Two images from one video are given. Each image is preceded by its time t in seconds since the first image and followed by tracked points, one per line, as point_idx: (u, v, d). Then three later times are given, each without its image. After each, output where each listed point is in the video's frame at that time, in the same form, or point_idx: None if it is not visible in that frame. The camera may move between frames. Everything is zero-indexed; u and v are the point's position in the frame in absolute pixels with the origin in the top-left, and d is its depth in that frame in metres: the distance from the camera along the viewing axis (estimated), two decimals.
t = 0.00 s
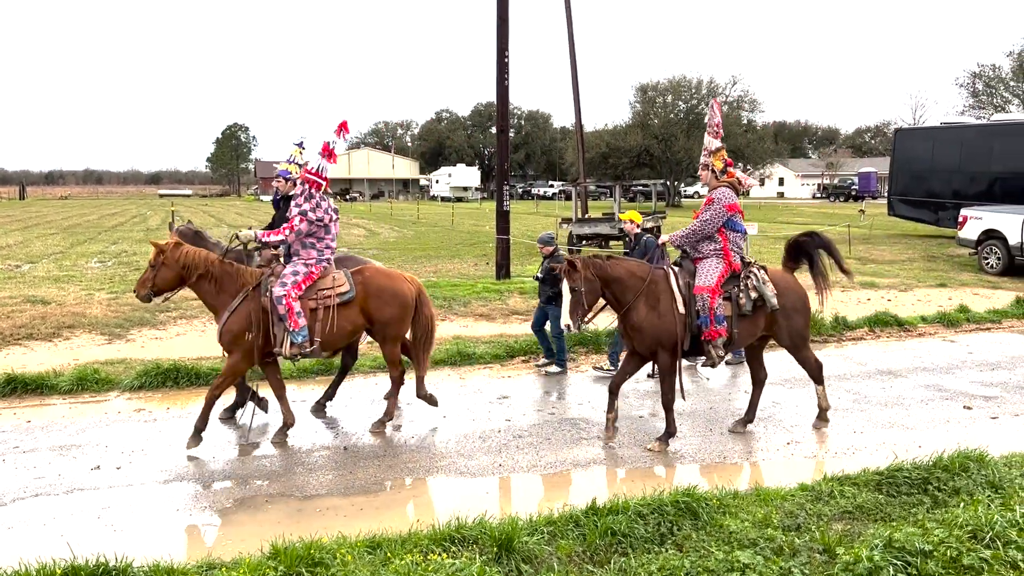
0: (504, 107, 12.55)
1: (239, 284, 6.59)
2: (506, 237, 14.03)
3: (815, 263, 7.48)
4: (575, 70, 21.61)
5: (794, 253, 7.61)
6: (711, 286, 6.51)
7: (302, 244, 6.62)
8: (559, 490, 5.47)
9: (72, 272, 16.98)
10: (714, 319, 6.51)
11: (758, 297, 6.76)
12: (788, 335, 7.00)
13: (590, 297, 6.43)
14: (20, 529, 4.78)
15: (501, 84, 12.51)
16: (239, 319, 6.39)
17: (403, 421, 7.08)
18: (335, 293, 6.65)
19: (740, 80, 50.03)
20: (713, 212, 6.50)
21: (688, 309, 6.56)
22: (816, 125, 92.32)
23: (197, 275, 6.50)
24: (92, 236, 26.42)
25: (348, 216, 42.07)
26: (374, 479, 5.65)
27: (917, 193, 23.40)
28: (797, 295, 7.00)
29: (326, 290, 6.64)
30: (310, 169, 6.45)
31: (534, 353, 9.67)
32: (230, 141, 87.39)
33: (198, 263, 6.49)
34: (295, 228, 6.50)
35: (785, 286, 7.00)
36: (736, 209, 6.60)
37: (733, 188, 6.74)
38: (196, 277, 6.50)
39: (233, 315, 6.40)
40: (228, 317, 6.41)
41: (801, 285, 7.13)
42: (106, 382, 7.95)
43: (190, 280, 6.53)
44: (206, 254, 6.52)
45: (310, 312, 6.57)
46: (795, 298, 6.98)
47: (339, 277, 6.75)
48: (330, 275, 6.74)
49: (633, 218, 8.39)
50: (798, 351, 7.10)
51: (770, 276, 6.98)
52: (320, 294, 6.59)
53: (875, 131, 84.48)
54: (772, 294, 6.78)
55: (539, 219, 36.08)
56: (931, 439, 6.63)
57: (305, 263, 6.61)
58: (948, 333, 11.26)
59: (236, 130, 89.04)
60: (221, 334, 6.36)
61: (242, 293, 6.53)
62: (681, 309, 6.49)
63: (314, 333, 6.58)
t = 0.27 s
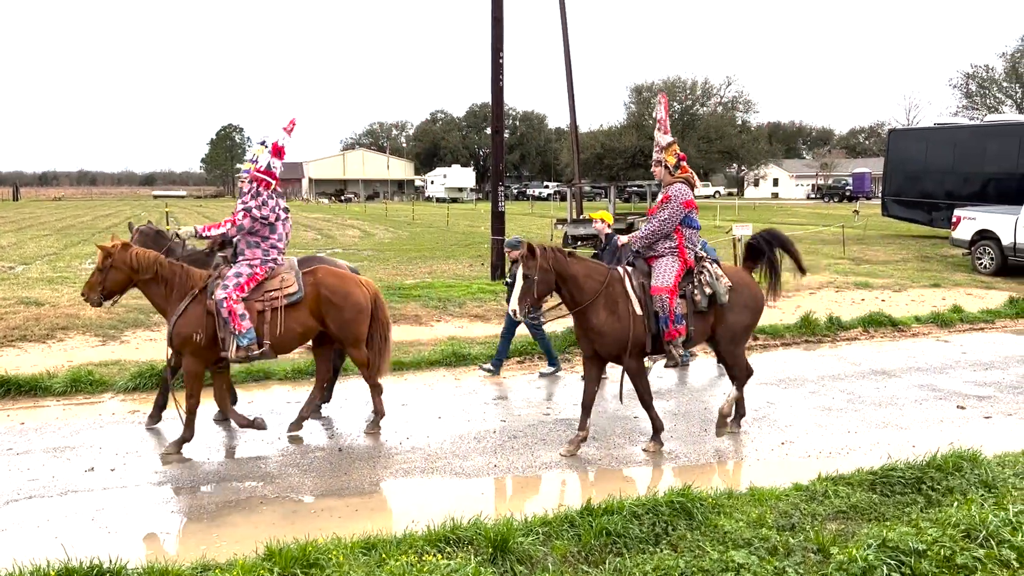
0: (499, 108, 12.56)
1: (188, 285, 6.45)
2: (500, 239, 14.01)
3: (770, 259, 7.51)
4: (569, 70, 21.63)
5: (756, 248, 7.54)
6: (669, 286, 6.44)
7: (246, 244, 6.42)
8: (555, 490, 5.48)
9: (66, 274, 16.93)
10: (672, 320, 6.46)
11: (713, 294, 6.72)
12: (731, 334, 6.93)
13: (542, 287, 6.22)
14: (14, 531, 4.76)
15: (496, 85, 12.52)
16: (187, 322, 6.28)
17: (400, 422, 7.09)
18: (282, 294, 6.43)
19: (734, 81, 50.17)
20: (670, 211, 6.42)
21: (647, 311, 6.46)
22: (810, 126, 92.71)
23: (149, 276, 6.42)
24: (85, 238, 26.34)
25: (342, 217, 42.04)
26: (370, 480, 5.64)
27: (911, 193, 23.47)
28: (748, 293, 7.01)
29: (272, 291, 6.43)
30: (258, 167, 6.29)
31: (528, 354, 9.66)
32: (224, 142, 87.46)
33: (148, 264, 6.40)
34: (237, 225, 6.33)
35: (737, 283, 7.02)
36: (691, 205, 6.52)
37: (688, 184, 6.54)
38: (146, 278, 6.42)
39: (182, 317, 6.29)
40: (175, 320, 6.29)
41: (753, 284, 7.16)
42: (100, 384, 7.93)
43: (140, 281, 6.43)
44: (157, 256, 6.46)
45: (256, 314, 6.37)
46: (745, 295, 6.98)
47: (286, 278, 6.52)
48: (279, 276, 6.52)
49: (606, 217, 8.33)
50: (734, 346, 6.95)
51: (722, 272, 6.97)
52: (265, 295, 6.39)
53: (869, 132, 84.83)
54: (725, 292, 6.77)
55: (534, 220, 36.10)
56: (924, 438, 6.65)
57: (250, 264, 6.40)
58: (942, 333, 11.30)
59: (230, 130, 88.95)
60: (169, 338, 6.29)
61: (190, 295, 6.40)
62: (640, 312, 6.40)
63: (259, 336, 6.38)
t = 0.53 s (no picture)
0: (494, 109, 12.57)
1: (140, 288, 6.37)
2: (495, 240, 14.01)
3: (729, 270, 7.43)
4: (564, 71, 21.66)
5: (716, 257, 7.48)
6: (618, 293, 6.29)
7: (198, 246, 6.34)
8: (549, 492, 5.48)
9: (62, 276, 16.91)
10: (620, 327, 6.32)
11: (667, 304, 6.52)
12: (689, 344, 6.67)
13: (485, 311, 6.26)
14: (6, 534, 4.74)
15: (491, 87, 12.52)
16: (144, 325, 6.13)
17: (396, 423, 7.09)
18: (236, 296, 6.36)
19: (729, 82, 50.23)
20: (623, 219, 6.24)
21: (593, 317, 6.35)
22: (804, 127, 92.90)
23: (95, 283, 6.32)
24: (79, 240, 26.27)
25: (337, 218, 42.00)
26: (365, 481, 5.65)
27: (905, 194, 23.54)
28: (707, 302, 6.76)
29: (226, 293, 6.36)
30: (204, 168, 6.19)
31: (523, 355, 9.66)
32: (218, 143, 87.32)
33: (94, 271, 6.31)
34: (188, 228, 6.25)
35: (693, 291, 6.79)
36: (645, 215, 6.33)
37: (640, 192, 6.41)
38: (92, 286, 6.31)
39: (138, 321, 6.14)
40: (131, 324, 6.14)
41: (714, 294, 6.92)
42: (94, 386, 7.91)
43: (85, 288, 6.33)
44: (104, 262, 6.35)
45: (210, 315, 6.29)
46: (703, 304, 6.74)
47: (239, 280, 6.45)
48: (232, 278, 6.45)
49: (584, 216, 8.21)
50: (692, 357, 6.69)
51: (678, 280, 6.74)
52: (219, 297, 6.31)
53: (864, 133, 85.08)
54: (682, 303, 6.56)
55: (529, 221, 36.12)
56: (918, 438, 6.67)
57: (202, 265, 6.32)
58: (936, 333, 11.34)
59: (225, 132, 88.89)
60: (127, 345, 6.11)
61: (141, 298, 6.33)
62: (586, 317, 6.32)
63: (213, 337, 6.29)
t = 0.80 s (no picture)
0: (489, 109, 12.56)
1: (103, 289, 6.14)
2: (490, 240, 14.01)
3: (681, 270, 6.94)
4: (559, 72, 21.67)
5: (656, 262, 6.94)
6: (564, 293, 6.12)
7: (159, 243, 6.20)
8: (544, 492, 5.48)
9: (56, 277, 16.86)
10: (569, 329, 6.16)
11: (618, 304, 6.38)
12: (646, 341, 6.68)
13: (435, 307, 6.06)
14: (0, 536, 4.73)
15: (486, 87, 12.51)
16: (110, 326, 5.99)
17: (390, 424, 7.09)
18: (197, 291, 6.27)
19: (724, 83, 50.30)
20: (576, 218, 6.07)
21: (542, 319, 6.19)
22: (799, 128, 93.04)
23: (55, 289, 5.98)
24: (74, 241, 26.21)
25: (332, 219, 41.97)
26: (360, 482, 5.65)
27: (900, 195, 23.60)
28: (656, 300, 6.71)
29: (187, 289, 6.25)
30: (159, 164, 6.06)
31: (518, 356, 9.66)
32: (213, 145, 87.20)
33: (53, 275, 5.96)
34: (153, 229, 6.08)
35: (646, 290, 6.71)
36: (599, 213, 6.16)
37: (595, 191, 6.26)
38: (51, 292, 5.97)
39: (103, 322, 6.00)
40: (96, 326, 5.99)
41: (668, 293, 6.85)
42: (88, 387, 7.89)
43: (42, 294, 5.97)
44: (62, 266, 6.01)
45: (170, 312, 6.17)
46: (654, 303, 6.70)
47: (199, 275, 6.37)
48: (191, 274, 6.36)
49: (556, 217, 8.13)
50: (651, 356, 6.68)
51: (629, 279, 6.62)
52: (179, 293, 6.20)
53: (859, 134, 85.31)
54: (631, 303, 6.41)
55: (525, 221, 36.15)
56: (912, 438, 6.69)
57: (163, 262, 6.20)
58: (930, 333, 11.37)
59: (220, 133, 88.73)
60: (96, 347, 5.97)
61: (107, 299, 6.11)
62: (535, 320, 6.17)
63: (175, 334, 6.17)
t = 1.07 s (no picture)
0: (485, 110, 12.55)
1: (58, 297, 6.07)
2: (486, 241, 14.01)
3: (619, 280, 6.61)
4: (555, 73, 21.69)
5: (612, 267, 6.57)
6: (513, 301, 5.91)
7: (123, 253, 6.15)
8: (539, 493, 5.47)
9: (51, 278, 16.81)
10: (515, 337, 5.93)
11: (567, 314, 6.18)
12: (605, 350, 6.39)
13: (378, 324, 5.92)
14: None
15: (482, 88, 12.51)
16: (64, 334, 5.91)
17: (385, 425, 7.08)
18: (161, 301, 6.19)
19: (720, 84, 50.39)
20: (524, 222, 5.89)
21: (490, 326, 5.97)
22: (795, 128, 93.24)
23: (8, 293, 5.94)
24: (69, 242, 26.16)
25: (329, 220, 41.94)
26: (354, 484, 5.64)
27: (895, 195, 23.65)
28: (614, 309, 6.42)
29: (150, 298, 6.18)
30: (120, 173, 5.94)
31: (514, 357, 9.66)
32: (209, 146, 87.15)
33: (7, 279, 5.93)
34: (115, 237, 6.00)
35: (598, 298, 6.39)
36: (547, 216, 6.02)
37: (544, 195, 6.10)
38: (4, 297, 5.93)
39: (55, 329, 5.91)
40: (49, 333, 5.91)
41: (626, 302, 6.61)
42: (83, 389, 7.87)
43: None
44: (18, 271, 5.99)
45: (133, 322, 6.12)
46: (609, 311, 6.39)
47: (162, 284, 6.29)
48: (155, 283, 6.28)
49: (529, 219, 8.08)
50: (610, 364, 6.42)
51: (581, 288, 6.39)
52: (143, 303, 6.14)
53: (854, 134, 85.51)
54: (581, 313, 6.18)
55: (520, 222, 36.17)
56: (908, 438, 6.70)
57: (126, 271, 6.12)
58: (925, 333, 11.40)
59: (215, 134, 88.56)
60: (46, 353, 5.90)
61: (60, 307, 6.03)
62: (482, 326, 5.95)
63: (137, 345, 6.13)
